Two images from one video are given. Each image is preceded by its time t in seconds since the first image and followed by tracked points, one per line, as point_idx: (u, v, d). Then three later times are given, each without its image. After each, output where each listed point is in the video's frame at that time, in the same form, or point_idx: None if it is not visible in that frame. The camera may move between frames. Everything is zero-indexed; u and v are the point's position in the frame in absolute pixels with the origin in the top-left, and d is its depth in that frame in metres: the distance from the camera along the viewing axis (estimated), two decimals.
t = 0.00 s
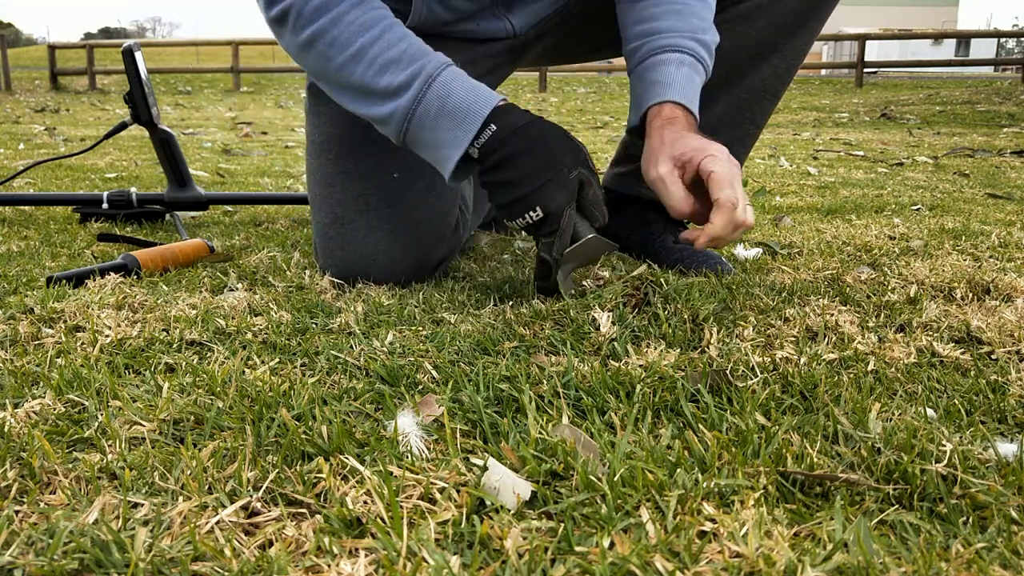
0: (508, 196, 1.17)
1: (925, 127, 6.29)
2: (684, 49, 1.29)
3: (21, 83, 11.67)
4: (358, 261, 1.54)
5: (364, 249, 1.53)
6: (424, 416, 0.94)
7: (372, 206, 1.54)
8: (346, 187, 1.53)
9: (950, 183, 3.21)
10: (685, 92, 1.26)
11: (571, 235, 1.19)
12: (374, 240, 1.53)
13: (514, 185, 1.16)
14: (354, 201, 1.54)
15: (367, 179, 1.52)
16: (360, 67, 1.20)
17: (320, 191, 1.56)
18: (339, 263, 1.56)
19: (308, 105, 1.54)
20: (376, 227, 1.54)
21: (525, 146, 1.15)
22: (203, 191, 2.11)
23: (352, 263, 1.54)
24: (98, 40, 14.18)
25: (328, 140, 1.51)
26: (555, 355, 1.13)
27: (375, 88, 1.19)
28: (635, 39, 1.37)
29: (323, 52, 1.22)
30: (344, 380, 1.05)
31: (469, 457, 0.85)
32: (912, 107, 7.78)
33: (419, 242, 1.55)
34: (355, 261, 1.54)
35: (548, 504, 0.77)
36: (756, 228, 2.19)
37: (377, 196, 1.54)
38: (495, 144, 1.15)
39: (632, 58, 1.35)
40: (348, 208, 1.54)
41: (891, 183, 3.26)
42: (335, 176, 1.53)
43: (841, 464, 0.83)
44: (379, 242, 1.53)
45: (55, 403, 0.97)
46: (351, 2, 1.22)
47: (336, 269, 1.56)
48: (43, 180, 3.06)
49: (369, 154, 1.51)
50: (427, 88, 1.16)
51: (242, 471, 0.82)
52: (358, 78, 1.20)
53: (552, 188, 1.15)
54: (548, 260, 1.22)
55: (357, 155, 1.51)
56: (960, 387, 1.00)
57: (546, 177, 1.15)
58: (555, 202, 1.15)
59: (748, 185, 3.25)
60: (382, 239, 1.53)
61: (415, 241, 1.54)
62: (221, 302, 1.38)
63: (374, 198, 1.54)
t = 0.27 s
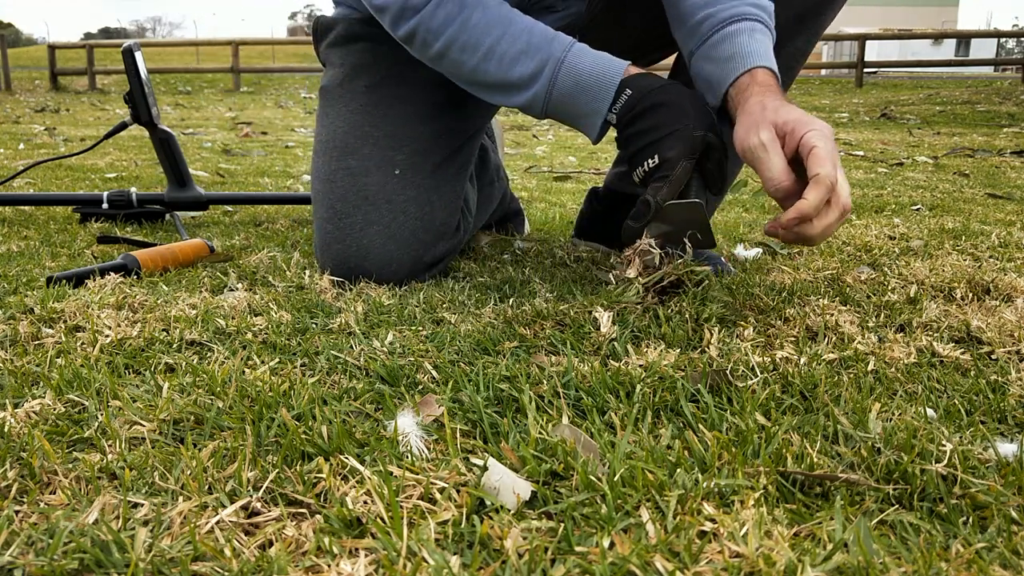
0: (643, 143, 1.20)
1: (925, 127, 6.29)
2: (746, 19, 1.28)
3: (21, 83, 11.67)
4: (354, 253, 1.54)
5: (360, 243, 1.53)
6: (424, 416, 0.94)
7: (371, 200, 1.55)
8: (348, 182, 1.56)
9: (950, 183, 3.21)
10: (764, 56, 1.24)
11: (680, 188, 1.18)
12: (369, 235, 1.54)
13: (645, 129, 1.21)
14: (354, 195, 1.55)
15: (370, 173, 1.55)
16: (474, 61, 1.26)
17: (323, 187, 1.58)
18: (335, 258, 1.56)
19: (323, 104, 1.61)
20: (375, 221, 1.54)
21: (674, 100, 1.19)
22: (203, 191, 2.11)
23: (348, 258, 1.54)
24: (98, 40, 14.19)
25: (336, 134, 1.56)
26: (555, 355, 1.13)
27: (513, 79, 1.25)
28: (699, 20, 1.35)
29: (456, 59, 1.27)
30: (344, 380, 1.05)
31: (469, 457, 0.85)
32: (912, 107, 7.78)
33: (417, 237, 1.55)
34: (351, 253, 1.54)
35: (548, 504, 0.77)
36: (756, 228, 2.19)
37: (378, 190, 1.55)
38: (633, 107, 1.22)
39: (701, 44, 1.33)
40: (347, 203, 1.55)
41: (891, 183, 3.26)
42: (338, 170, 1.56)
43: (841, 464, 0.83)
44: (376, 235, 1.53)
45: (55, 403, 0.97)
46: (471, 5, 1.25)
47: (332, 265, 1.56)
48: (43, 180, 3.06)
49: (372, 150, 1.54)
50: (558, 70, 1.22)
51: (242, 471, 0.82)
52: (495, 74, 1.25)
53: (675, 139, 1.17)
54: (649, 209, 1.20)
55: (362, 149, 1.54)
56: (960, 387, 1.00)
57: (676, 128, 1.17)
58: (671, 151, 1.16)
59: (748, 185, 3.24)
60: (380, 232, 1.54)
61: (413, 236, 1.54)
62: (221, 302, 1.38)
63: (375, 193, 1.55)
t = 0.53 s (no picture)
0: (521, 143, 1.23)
1: (925, 127, 6.29)
2: None
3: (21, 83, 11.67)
4: (354, 249, 1.53)
5: (359, 239, 1.53)
6: (424, 416, 0.94)
7: (371, 198, 1.55)
8: (350, 179, 1.56)
9: (950, 183, 3.21)
10: (776, 31, 1.21)
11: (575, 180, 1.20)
12: (369, 231, 1.53)
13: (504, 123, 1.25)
14: (354, 192, 1.55)
15: (372, 171, 1.56)
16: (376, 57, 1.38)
17: (324, 184, 1.59)
18: (334, 253, 1.55)
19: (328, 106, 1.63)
20: (374, 218, 1.54)
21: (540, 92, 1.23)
22: (203, 191, 2.11)
23: (347, 254, 1.54)
24: (98, 40, 14.19)
25: (340, 134, 1.58)
26: (555, 355, 1.13)
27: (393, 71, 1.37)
28: None
29: (347, 48, 1.41)
30: (344, 380, 1.05)
31: (469, 457, 0.85)
32: (912, 107, 7.77)
33: (417, 235, 1.55)
34: (351, 249, 1.53)
35: (548, 505, 0.77)
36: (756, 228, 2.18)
37: (379, 188, 1.55)
38: (500, 106, 1.25)
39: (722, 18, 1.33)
40: (348, 200, 1.55)
41: (891, 183, 3.26)
42: (340, 167, 1.57)
43: (841, 464, 0.83)
44: (376, 231, 1.53)
45: (55, 403, 0.97)
46: None
47: (332, 262, 1.56)
48: (43, 180, 3.06)
49: (373, 148, 1.56)
50: (428, 66, 1.31)
51: (242, 471, 0.82)
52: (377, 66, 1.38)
53: (547, 136, 1.21)
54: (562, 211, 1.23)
55: (364, 148, 1.56)
56: (960, 387, 1.00)
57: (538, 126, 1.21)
58: (547, 147, 1.20)
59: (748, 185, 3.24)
60: (380, 229, 1.53)
61: (413, 234, 1.55)
62: (221, 302, 1.38)
63: (376, 190, 1.56)
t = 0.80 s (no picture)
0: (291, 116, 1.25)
1: (925, 128, 6.30)
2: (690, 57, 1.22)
3: (21, 83, 11.67)
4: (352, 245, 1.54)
5: (358, 238, 1.53)
6: (424, 416, 0.94)
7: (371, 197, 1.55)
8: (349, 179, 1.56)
9: (949, 183, 3.21)
10: (684, 104, 1.19)
11: (325, 138, 1.22)
12: (368, 230, 1.54)
13: (263, 102, 1.32)
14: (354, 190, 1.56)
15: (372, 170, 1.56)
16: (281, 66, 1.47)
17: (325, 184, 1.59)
18: (334, 252, 1.56)
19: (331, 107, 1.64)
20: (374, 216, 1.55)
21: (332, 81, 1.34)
22: (203, 191, 2.11)
23: (346, 253, 1.54)
24: (98, 40, 14.19)
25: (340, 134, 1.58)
26: (555, 355, 1.13)
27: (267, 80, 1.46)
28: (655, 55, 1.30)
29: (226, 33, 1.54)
30: (344, 380, 1.05)
31: (469, 457, 0.85)
32: (912, 107, 7.77)
33: (416, 234, 1.54)
34: (349, 245, 1.54)
35: (548, 504, 0.77)
36: (756, 228, 2.18)
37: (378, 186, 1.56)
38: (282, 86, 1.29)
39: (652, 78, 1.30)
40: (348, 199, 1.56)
41: (891, 183, 3.26)
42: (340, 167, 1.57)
43: (841, 464, 0.83)
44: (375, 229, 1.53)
45: (55, 403, 0.97)
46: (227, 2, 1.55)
47: (331, 261, 1.56)
48: (43, 180, 3.06)
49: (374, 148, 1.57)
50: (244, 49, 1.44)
51: (242, 471, 0.82)
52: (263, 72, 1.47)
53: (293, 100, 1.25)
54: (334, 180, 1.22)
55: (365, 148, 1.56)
56: (960, 387, 1.00)
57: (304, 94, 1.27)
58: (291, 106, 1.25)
59: (748, 185, 3.24)
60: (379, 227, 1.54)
61: (412, 233, 1.54)
62: (221, 302, 1.38)
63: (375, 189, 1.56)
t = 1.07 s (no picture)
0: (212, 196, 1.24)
1: (925, 128, 6.30)
2: (697, 74, 1.22)
3: (21, 83, 11.67)
4: (352, 243, 1.53)
5: (358, 236, 1.53)
6: (424, 416, 0.94)
7: (370, 195, 1.54)
8: (349, 178, 1.56)
9: (949, 183, 3.21)
10: (699, 122, 1.22)
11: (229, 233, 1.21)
12: (367, 229, 1.53)
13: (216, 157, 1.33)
14: (354, 188, 1.55)
15: (373, 169, 1.56)
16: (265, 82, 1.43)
17: (325, 183, 1.59)
18: (334, 251, 1.55)
19: (332, 109, 1.64)
20: (373, 215, 1.54)
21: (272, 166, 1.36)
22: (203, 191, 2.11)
23: (346, 251, 1.54)
24: (98, 40, 14.20)
25: (341, 134, 1.59)
26: (555, 355, 1.13)
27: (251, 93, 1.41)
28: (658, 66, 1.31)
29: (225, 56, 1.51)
30: (344, 380, 1.05)
31: (469, 457, 0.85)
32: (912, 107, 7.77)
33: (416, 233, 1.54)
34: (349, 242, 1.53)
35: (548, 505, 0.77)
36: (756, 228, 2.18)
37: (378, 185, 1.55)
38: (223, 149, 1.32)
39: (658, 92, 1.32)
40: (347, 197, 1.55)
41: (891, 183, 3.26)
42: (340, 166, 1.57)
43: (841, 464, 0.83)
44: (375, 228, 1.53)
45: (55, 403, 0.97)
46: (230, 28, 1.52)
47: (331, 260, 1.56)
48: (43, 180, 3.06)
49: (375, 147, 1.56)
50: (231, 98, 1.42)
51: (242, 471, 0.82)
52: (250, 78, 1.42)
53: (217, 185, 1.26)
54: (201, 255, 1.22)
55: (366, 148, 1.57)
56: (960, 387, 1.00)
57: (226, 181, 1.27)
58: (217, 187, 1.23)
59: (748, 185, 3.25)
60: (379, 225, 1.53)
61: (411, 232, 1.54)
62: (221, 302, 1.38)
63: (375, 188, 1.55)
